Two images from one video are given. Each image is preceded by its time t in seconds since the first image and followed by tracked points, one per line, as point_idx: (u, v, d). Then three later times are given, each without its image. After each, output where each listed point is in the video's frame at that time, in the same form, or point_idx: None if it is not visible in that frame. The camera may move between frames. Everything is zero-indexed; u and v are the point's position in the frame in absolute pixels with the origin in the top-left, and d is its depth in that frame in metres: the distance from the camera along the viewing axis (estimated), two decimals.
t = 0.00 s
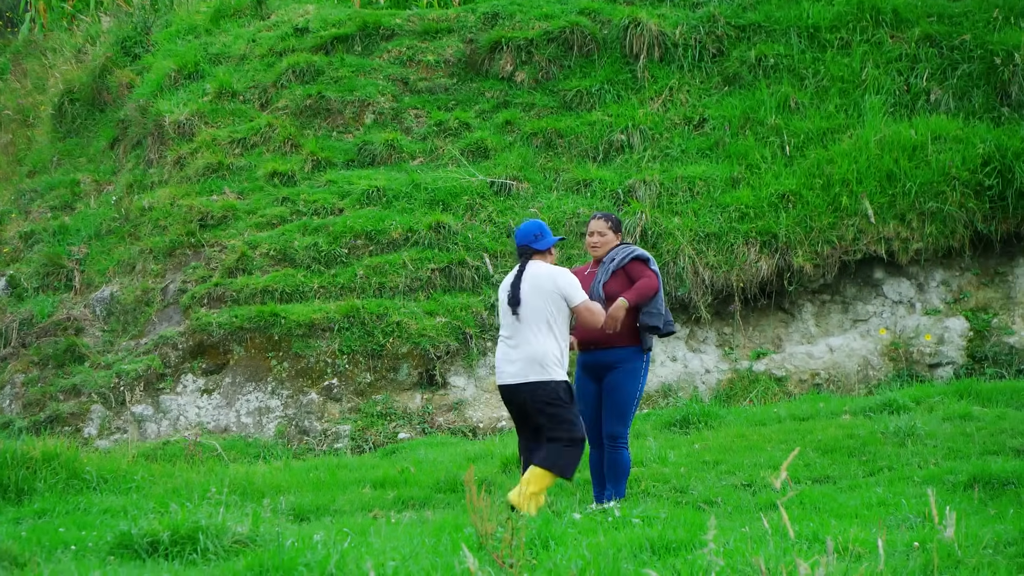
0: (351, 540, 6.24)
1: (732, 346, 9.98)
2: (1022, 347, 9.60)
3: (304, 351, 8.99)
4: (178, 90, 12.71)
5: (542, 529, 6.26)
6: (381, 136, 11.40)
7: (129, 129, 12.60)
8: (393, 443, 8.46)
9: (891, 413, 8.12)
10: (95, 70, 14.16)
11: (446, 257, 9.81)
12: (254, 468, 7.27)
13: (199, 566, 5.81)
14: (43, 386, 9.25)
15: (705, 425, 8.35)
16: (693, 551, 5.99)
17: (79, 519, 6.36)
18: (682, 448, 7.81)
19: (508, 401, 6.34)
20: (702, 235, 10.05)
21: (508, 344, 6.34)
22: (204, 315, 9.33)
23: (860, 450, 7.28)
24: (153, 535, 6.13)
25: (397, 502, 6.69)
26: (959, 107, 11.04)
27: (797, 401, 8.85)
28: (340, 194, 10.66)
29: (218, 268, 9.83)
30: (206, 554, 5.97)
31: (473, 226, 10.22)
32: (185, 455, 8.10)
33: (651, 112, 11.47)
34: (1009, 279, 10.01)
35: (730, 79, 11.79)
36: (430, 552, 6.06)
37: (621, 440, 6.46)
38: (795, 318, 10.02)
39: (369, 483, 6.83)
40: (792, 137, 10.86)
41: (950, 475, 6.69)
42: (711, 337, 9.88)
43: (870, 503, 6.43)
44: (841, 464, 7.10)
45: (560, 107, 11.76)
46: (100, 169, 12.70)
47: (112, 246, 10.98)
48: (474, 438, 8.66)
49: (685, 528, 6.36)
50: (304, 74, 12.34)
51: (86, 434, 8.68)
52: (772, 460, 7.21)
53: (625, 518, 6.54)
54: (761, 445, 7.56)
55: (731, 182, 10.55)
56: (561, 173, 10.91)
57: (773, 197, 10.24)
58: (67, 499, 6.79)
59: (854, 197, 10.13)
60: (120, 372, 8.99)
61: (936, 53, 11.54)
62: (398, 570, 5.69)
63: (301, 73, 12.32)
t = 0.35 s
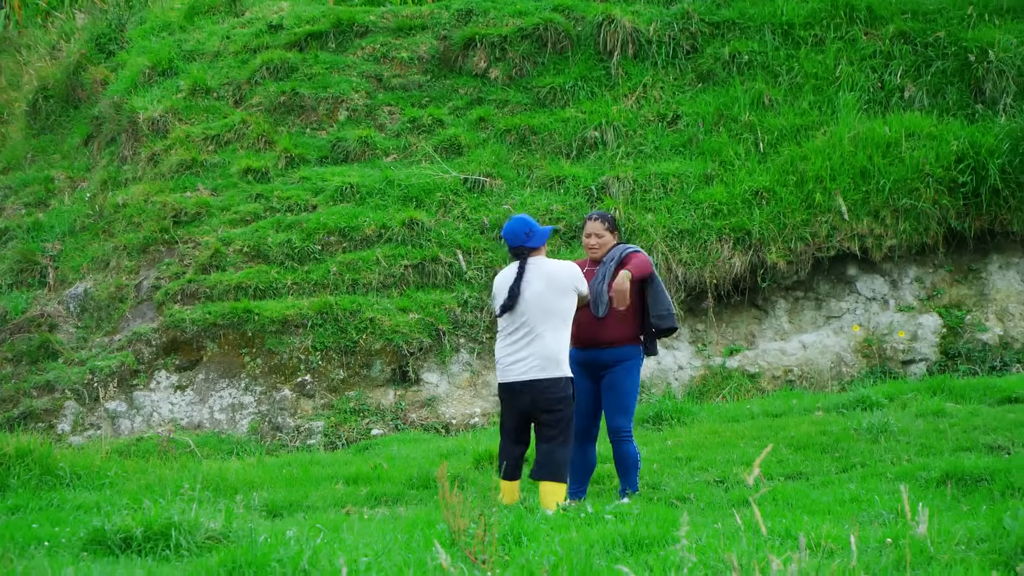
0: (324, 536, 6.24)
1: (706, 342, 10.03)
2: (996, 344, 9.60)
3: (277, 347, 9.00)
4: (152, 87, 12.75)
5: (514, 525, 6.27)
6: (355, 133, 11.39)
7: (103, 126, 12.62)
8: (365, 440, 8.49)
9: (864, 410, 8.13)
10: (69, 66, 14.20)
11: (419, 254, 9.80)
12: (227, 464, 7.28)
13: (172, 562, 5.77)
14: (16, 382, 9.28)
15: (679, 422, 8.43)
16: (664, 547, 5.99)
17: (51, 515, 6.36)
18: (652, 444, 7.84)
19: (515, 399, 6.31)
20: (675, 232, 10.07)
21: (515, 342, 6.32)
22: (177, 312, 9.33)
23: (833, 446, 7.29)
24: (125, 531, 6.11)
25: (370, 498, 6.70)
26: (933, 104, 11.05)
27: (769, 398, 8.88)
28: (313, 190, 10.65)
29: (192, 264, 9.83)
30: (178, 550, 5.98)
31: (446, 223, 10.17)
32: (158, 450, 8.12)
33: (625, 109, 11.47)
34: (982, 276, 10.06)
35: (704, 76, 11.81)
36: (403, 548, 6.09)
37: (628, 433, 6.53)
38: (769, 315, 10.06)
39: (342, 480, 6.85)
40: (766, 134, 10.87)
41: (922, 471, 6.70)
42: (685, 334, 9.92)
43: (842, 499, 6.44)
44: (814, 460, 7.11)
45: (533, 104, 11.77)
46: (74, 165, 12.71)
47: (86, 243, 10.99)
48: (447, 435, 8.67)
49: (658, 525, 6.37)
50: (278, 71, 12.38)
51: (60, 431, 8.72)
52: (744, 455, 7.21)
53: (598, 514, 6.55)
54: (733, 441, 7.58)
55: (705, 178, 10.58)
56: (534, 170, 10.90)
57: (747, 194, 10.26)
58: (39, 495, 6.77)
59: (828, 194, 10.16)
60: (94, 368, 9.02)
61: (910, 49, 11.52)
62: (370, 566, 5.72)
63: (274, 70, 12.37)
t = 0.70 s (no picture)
0: (282, 525, 6.18)
1: (664, 333, 10.04)
2: (953, 335, 9.71)
3: (235, 336, 9.00)
4: (112, 76, 12.80)
5: (471, 515, 6.17)
6: (314, 123, 11.40)
7: (63, 115, 12.65)
8: (323, 429, 8.51)
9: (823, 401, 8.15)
10: (29, 55, 14.25)
11: (377, 243, 9.76)
12: (185, 454, 7.27)
13: (130, 551, 5.70)
14: None
15: (637, 412, 8.49)
16: (621, 537, 5.99)
17: (8, 505, 6.27)
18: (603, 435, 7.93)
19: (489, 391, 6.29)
20: (634, 222, 10.07)
21: (491, 336, 6.27)
22: (136, 301, 9.29)
23: (791, 437, 7.31)
24: (83, 521, 6.01)
25: (328, 487, 6.70)
26: (892, 95, 11.10)
27: (727, 389, 8.92)
28: (272, 179, 10.63)
29: (151, 253, 9.80)
30: (136, 539, 5.93)
31: (404, 212, 10.13)
32: (116, 439, 8.09)
33: (583, 99, 11.44)
34: (941, 267, 10.15)
35: (663, 66, 11.81)
36: (360, 538, 6.05)
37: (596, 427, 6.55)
38: (727, 306, 10.12)
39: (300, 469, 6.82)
40: (725, 124, 10.86)
41: (881, 463, 6.71)
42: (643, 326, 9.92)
43: (801, 491, 6.42)
44: (773, 451, 7.10)
45: (492, 94, 11.75)
46: (33, 154, 12.69)
47: (46, 232, 10.99)
48: (404, 424, 8.71)
49: (616, 516, 6.33)
50: (238, 60, 12.40)
51: (18, 419, 8.71)
52: (703, 446, 7.20)
53: (555, 503, 6.53)
54: (692, 432, 7.60)
55: (663, 169, 10.57)
56: (493, 160, 10.85)
57: (705, 184, 10.26)
58: None
59: (787, 184, 10.17)
60: (53, 357, 9.00)
61: (870, 41, 11.60)
62: (328, 556, 5.66)
63: (234, 59, 12.39)
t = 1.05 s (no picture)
0: (241, 524, 6.10)
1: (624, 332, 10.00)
2: (915, 336, 9.74)
3: (195, 335, 8.97)
4: (73, 75, 12.79)
5: (430, 514, 6.09)
6: (274, 122, 11.40)
7: (24, 114, 12.62)
8: (282, 429, 8.51)
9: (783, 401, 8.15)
10: None
11: (337, 242, 9.78)
12: (144, 453, 7.25)
13: (90, 549, 5.62)
14: None
15: (597, 412, 8.51)
16: (580, 537, 5.97)
17: None
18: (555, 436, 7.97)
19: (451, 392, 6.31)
20: (593, 222, 10.02)
21: (452, 337, 6.28)
22: (97, 300, 9.28)
23: (751, 437, 7.30)
24: (44, 519, 5.92)
25: (287, 487, 6.69)
26: (853, 94, 11.19)
27: (688, 388, 8.93)
28: (232, 179, 10.64)
29: (112, 252, 9.79)
30: (96, 538, 5.82)
31: (364, 212, 10.15)
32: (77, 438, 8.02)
33: (543, 99, 11.44)
34: (902, 268, 10.18)
35: (623, 66, 11.85)
36: (319, 537, 6.00)
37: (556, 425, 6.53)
38: (686, 306, 10.10)
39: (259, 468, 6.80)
40: (685, 124, 10.87)
41: (841, 463, 6.70)
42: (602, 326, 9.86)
43: (760, 491, 6.41)
44: (733, 451, 7.10)
45: (452, 93, 11.75)
46: None
47: (6, 231, 10.90)
48: (363, 423, 8.74)
49: (576, 515, 6.29)
50: (198, 59, 12.41)
51: None
52: (662, 446, 7.22)
53: (515, 503, 6.50)
54: (651, 432, 7.61)
55: (623, 168, 10.56)
56: (452, 159, 10.87)
57: (665, 184, 10.25)
58: None
59: (747, 184, 10.15)
60: (13, 356, 8.94)
61: (830, 40, 11.72)
62: (287, 555, 5.59)
63: (194, 58, 12.39)
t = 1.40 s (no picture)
0: (249, 527, 6.09)
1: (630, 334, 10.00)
2: (921, 338, 9.78)
3: (202, 337, 8.97)
4: (79, 77, 12.80)
5: (437, 516, 6.07)
6: (280, 123, 11.38)
7: (31, 115, 12.60)
8: (289, 430, 8.51)
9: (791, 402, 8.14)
10: None
11: (344, 244, 9.78)
12: (152, 454, 7.25)
13: (97, 552, 5.59)
14: None
15: (605, 414, 8.51)
16: (589, 539, 5.96)
17: None
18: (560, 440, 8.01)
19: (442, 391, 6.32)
20: (600, 223, 10.02)
21: (441, 335, 6.33)
22: (104, 301, 9.28)
23: (758, 439, 7.29)
24: (50, 521, 5.89)
25: (294, 488, 6.67)
26: (859, 96, 11.18)
27: (694, 390, 8.95)
28: (239, 180, 10.64)
29: (119, 254, 9.79)
30: (104, 540, 5.78)
31: (371, 214, 10.15)
32: (83, 438, 8.02)
33: (549, 100, 11.44)
34: (909, 269, 10.19)
35: (629, 67, 11.84)
36: (326, 539, 6.00)
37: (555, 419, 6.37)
38: (694, 308, 10.09)
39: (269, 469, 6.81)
40: (691, 126, 10.86)
41: (849, 465, 6.70)
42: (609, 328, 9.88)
43: (768, 493, 6.41)
44: (740, 453, 7.10)
45: (458, 95, 11.74)
46: None
47: (12, 232, 10.86)
48: (371, 425, 8.73)
49: (582, 517, 6.28)
50: (204, 61, 12.41)
51: None
52: (670, 448, 7.23)
53: (523, 505, 6.49)
54: (658, 434, 7.60)
55: (629, 170, 10.56)
56: (459, 161, 10.87)
57: (671, 185, 10.23)
58: None
59: (753, 185, 10.13)
60: (20, 357, 8.94)
61: (837, 42, 11.71)
62: (295, 557, 5.58)
63: (200, 59, 12.39)
